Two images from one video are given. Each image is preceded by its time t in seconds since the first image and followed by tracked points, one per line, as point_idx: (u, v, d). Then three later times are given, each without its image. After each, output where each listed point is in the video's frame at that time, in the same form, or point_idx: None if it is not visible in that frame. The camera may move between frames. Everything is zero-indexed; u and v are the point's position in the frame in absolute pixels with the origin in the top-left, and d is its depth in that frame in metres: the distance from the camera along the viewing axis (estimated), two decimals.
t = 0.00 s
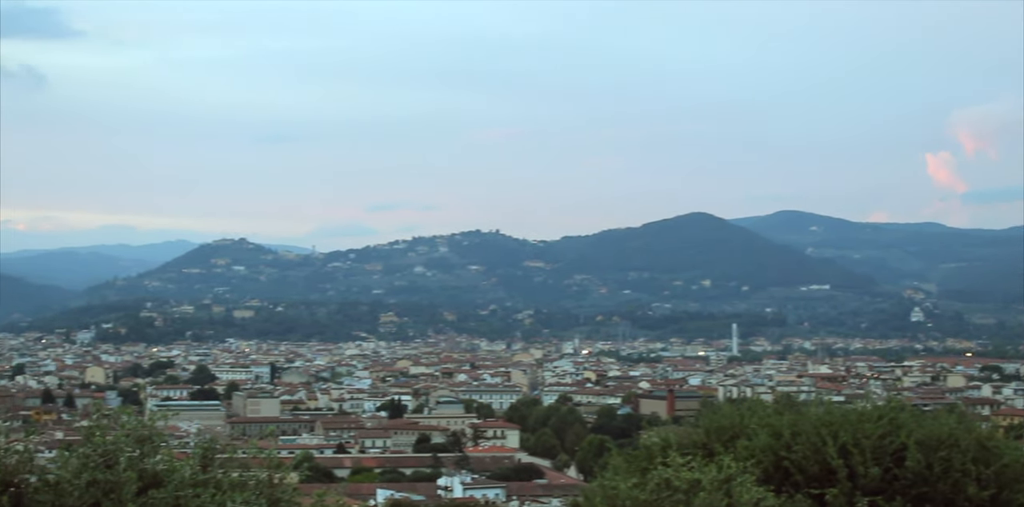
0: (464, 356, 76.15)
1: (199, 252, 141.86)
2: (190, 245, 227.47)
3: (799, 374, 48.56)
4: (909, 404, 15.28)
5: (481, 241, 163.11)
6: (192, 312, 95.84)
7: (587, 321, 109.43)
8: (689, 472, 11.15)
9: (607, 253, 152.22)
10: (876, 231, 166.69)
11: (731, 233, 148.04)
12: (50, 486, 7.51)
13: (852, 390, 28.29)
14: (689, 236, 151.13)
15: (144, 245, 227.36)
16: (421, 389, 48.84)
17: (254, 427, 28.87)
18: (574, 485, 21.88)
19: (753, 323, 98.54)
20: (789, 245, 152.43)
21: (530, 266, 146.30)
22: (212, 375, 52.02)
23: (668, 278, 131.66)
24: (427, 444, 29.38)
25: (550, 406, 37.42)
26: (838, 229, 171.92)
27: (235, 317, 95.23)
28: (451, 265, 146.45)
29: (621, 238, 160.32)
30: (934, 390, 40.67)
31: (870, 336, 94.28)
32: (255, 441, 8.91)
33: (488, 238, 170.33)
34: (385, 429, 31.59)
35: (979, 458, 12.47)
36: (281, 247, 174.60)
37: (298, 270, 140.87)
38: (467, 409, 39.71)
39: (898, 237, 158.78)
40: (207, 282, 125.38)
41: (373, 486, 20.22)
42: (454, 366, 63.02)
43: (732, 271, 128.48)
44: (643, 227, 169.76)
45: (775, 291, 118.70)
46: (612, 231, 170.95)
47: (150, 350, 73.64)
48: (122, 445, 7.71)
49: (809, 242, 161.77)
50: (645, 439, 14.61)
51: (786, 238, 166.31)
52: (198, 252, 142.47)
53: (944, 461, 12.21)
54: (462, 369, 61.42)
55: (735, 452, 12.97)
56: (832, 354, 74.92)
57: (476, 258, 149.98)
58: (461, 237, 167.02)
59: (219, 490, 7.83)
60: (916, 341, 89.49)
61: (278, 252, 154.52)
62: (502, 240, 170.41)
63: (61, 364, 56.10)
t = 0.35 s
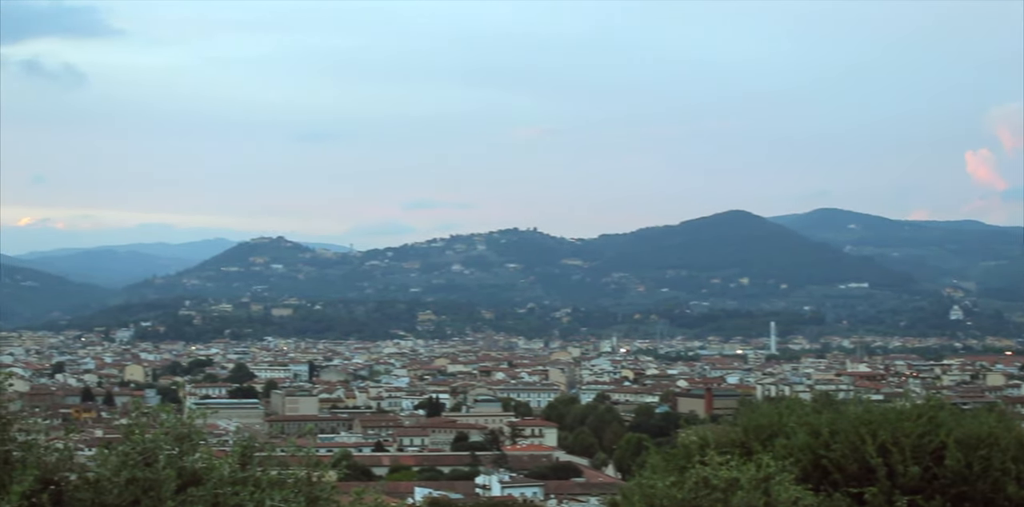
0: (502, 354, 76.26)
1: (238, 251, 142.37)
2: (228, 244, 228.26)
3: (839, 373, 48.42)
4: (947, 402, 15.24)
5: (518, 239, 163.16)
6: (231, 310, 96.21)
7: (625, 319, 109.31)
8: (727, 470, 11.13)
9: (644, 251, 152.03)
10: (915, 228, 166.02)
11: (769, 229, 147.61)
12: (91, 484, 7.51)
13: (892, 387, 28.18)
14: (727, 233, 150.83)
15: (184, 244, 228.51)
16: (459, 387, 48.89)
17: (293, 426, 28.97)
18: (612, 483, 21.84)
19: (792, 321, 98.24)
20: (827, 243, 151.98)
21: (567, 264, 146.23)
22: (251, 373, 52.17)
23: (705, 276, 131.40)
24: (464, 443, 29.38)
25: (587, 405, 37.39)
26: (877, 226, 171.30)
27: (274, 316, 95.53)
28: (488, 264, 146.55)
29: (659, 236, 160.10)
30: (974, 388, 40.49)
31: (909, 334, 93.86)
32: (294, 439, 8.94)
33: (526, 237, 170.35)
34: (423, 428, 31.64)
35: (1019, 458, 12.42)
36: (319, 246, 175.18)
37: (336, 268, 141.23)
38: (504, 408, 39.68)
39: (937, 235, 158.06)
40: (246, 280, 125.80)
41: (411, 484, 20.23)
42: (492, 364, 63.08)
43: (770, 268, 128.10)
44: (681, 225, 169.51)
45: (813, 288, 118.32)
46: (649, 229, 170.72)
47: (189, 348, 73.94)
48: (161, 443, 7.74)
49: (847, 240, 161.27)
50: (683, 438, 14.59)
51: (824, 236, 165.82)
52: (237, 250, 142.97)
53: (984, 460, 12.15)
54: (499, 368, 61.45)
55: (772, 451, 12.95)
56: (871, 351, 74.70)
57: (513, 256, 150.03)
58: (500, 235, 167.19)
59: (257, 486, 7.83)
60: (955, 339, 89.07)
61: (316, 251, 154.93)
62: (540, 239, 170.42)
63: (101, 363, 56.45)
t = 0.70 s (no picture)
0: (545, 352, 76.34)
1: (281, 249, 142.97)
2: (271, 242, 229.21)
3: (883, 370, 48.31)
4: (992, 400, 15.19)
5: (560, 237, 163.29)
6: (274, 308, 96.67)
7: (668, 316, 109.18)
8: (769, 469, 11.13)
9: (687, 248, 151.81)
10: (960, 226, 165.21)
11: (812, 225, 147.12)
12: (136, 482, 7.54)
13: (935, 386, 28.11)
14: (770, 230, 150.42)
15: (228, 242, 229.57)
16: (501, 385, 48.91)
17: (336, 424, 29.05)
18: (655, 481, 21.80)
19: (835, 319, 97.89)
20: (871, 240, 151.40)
21: (610, 262, 146.20)
22: (294, 370, 52.40)
23: (748, 274, 131.05)
24: (507, 441, 29.42)
25: (631, 403, 37.36)
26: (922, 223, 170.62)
27: (318, 314, 95.97)
28: (531, 261, 146.62)
29: (701, 233, 159.88)
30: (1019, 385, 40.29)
31: (954, 331, 93.34)
32: (337, 438, 8.94)
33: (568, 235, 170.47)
34: (466, 426, 31.70)
35: None
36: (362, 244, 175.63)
37: (379, 267, 141.63)
38: (547, 406, 39.75)
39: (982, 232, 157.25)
40: (289, 279, 126.27)
41: (453, 482, 20.26)
42: (534, 363, 63.16)
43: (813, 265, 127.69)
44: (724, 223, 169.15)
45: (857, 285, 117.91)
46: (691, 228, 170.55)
47: (232, 346, 74.31)
48: (205, 441, 7.75)
49: (891, 238, 160.67)
50: (726, 435, 14.59)
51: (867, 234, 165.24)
52: (280, 249, 143.52)
53: None
54: (542, 365, 61.52)
55: (815, 448, 12.92)
56: (915, 349, 74.39)
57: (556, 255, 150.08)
58: (542, 233, 167.30)
59: (301, 485, 7.83)
60: (1001, 336, 88.55)
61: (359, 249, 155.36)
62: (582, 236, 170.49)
63: (146, 360, 56.78)
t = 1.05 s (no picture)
0: (583, 350, 76.25)
1: (319, 249, 143.25)
2: (310, 242, 229.73)
3: (923, 369, 47.98)
4: None
5: (598, 235, 163.11)
6: (312, 307, 96.80)
7: (706, 315, 108.89)
8: (810, 468, 11.05)
9: (725, 246, 151.41)
10: (1000, 223, 164.30)
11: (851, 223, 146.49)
12: (174, 481, 7.51)
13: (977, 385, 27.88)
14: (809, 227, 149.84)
15: (267, 241, 230.38)
16: (540, 384, 48.83)
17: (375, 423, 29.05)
18: (694, 481, 21.69)
19: (875, 317, 97.42)
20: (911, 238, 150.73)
21: (648, 260, 145.96)
22: (333, 370, 52.46)
23: (786, 272, 130.61)
24: (545, 440, 29.35)
25: (669, 402, 37.23)
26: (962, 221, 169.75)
27: (355, 313, 96.06)
28: (568, 260, 146.61)
29: (740, 231, 159.41)
30: None
31: (995, 329, 92.76)
32: (375, 435, 8.89)
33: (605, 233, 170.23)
34: (504, 424, 31.69)
35: None
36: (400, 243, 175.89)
37: (416, 265, 141.74)
38: (585, 405, 39.65)
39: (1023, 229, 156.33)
40: (327, 278, 126.50)
41: (491, 481, 20.22)
42: (573, 361, 63.10)
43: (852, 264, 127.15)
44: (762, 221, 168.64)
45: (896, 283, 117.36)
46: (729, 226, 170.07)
47: (271, 345, 74.41)
48: (243, 440, 7.70)
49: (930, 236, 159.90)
50: (766, 434, 14.50)
51: (907, 231, 164.48)
52: (318, 248, 143.80)
53: None
54: (580, 364, 61.38)
55: (856, 449, 12.81)
56: (956, 348, 73.92)
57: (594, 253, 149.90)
58: (580, 232, 167.16)
59: (340, 483, 7.77)
60: None
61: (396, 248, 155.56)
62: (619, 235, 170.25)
63: (186, 359, 56.96)
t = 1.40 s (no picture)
0: (621, 350, 76.02)
1: (356, 248, 143.41)
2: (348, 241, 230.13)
3: (964, 368, 47.67)
4: None
5: (636, 234, 162.81)
6: (350, 307, 96.85)
7: (744, 314, 108.53)
8: (849, 467, 11.03)
9: (763, 245, 151.02)
10: None
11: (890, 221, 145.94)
12: (215, 479, 7.53)
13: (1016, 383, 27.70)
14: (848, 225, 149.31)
15: (307, 242, 230.89)
16: (578, 384, 48.71)
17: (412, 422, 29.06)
18: (732, 480, 21.65)
19: (915, 316, 96.90)
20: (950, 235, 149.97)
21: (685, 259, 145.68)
22: (371, 370, 52.47)
23: (825, 271, 130.11)
24: (583, 439, 29.31)
25: (706, 401, 37.12)
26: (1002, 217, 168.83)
27: (394, 313, 96.08)
28: (606, 259, 146.48)
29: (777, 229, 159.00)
30: None
31: None
32: (412, 434, 8.87)
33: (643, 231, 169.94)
34: (542, 423, 31.71)
35: None
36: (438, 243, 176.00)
37: (454, 264, 141.76)
38: (624, 404, 39.57)
39: None
40: (365, 277, 126.64)
41: (530, 480, 20.21)
42: (612, 361, 62.93)
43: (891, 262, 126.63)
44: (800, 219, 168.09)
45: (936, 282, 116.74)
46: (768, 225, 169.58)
47: (309, 345, 74.48)
48: (282, 439, 7.69)
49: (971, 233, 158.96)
50: (804, 433, 14.46)
51: (947, 228, 163.64)
52: (355, 248, 143.95)
53: None
54: (618, 363, 61.24)
55: (896, 448, 12.76)
56: (997, 347, 73.40)
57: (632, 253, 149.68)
58: (618, 231, 166.91)
59: (378, 483, 7.78)
60: None
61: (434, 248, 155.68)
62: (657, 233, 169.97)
63: (224, 359, 57.11)
